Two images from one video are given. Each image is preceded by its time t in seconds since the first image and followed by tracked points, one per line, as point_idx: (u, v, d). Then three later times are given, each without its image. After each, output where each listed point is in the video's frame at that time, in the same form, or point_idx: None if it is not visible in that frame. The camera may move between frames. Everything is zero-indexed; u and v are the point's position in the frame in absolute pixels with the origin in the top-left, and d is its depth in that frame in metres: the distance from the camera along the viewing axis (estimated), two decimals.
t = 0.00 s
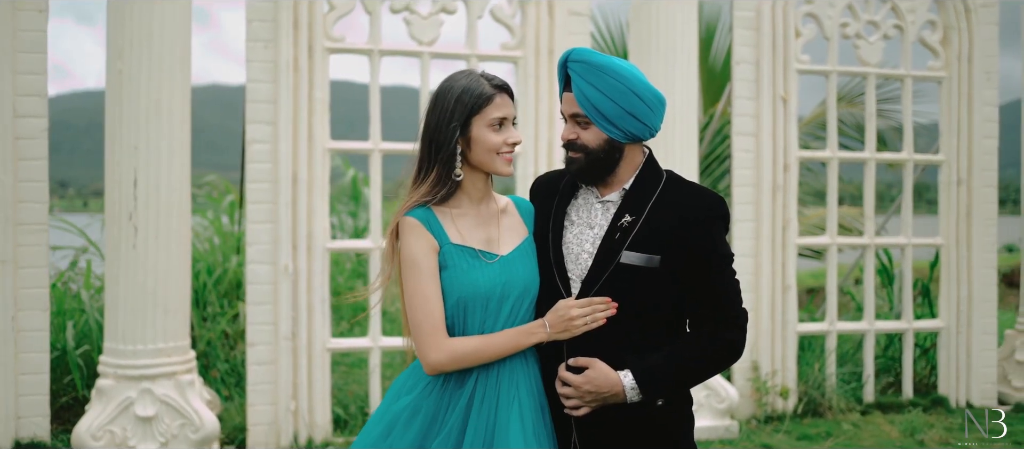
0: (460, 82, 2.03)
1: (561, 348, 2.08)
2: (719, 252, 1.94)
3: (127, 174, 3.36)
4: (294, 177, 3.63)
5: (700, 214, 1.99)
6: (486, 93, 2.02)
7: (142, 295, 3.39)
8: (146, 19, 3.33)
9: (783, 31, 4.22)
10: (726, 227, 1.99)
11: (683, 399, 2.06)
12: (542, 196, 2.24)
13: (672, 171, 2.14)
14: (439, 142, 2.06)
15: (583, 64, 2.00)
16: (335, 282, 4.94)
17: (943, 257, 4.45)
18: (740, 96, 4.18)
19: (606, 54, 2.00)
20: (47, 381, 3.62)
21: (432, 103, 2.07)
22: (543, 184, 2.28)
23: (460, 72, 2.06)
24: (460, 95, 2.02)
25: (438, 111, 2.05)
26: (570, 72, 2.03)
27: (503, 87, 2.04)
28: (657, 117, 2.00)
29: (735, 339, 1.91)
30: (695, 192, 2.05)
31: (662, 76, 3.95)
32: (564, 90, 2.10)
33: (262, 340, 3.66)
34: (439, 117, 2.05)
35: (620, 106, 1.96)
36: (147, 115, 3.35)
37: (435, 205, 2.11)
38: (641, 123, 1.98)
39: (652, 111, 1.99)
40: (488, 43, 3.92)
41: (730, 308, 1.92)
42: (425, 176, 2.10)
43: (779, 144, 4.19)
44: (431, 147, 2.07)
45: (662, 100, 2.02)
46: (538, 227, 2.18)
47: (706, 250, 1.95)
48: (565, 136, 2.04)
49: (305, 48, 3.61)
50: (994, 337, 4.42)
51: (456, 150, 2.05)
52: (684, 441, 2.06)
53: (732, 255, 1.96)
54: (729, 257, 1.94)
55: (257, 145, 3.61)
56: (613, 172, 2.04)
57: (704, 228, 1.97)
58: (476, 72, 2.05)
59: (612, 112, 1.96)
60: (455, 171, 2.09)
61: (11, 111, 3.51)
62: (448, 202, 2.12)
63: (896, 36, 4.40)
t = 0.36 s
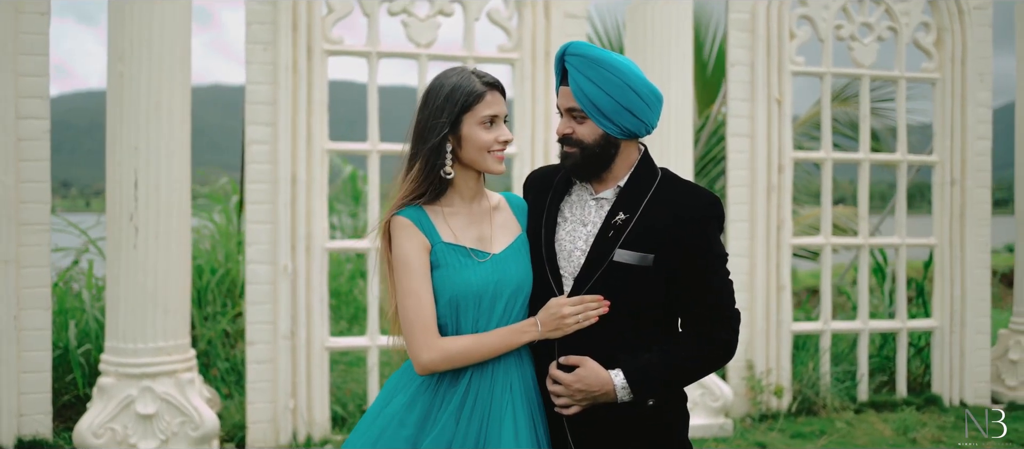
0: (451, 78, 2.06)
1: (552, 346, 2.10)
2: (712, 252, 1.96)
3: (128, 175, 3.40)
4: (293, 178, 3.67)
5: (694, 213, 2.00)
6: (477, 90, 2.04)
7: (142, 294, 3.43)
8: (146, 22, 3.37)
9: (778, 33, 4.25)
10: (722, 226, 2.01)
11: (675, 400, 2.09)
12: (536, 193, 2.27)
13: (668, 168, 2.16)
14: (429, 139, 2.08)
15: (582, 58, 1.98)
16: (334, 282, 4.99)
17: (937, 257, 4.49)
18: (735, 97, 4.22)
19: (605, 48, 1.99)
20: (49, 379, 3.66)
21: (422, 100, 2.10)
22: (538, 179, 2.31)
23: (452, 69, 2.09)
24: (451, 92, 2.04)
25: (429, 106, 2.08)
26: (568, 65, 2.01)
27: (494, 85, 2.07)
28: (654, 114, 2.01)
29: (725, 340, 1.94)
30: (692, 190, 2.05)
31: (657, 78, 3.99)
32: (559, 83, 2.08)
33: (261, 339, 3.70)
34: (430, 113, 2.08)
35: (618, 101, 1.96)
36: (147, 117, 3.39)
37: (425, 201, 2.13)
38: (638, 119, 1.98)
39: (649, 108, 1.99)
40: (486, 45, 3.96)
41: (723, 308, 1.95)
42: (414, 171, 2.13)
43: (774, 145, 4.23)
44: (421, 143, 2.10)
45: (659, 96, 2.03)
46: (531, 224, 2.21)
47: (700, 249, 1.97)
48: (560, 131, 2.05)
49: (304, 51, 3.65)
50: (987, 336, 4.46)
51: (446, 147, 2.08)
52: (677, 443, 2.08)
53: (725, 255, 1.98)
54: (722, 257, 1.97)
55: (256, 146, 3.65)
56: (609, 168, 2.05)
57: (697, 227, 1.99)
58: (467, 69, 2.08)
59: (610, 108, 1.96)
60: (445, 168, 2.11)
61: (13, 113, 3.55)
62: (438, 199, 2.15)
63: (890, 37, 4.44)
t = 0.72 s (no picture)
0: (446, 74, 2.08)
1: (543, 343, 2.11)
2: (706, 251, 1.92)
3: (131, 174, 3.45)
4: (294, 177, 3.72)
5: (689, 211, 1.97)
6: (471, 85, 2.06)
7: (144, 292, 3.48)
8: (149, 23, 3.42)
9: (774, 34, 4.29)
10: (717, 225, 1.98)
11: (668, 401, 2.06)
12: (531, 189, 2.27)
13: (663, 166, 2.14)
14: (422, 133, 2.11)
15: (576, 54, 1.97)
16: (335, 280, 5.04)
17: (932, 256, 4.53)
18: (731, 97, 4.26)
19: (599, 45, 1.97)
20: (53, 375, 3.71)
21: (416, 94, 2.13)
22: (534, 174, 2.31)
23: (447, 64, 2.11)
24: (444, 86, 2.07)
25: (423, 101, 2.10)
26: (562, 61, 2.00)
27: (488, 81, 2.08)
28: (648, 110, 1.98)
29: (717, 341, 1.90)
30: (687, 188, 2.03)
31: (654, 78, 4.03)
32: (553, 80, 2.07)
33: (261, 336, 3.75)
34: (424, 107, 2.10)
35: (612, 98, 1.94)
36: (149, 117, 3.44)
37: (418, 195, 2.16)
38: (632, 115, 1.96)
39: (643, 105, 1.97)
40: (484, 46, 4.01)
41: (717, 308, 1.91)
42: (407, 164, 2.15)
43: (770, 145, 4.27)
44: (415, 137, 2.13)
45: (654, 93, 2.00)
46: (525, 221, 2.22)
47: (692, 250, 1.94)
48: (554, 127, 2.04)
49: (304, 51, 3.70)
50: (982, 334, 4.50)
51: (439, 142, 2.10)
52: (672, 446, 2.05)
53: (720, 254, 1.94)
54: (717, 257, 1.92)
55: (256, 146, 3.70)
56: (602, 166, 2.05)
57: (691, 225, 1.95)
58: (462, 65, 2.09)
59: (603, 104, 1.94)
60: (438, 163, 2.13)
61: (18, 114, 3.60)
62: (431, 194, 2.18)
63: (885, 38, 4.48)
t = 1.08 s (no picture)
0: (441, 75, 2.10)
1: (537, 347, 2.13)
2: (699, 255, 1.94)
3: (135, 175, 3.50)
4: (296, 178, 3.78)
5: (682, 214, 1.99)
6: (466, 87, 2.08)
7: (148, 291, 3.53)
8: (153, 26, 3.47)
9: (771, 36, 4.34)
10: (711, 230, 1.99)
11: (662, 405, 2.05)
12: (528, 191, 2.27)
13: (659, 169, 2.14)
14: (417, 136, 2.13)
15: (569, 57, 2.00)
16: (337, 280, 5.09)
17: (928, 256, 4.57)
18: (728, 99, 4.30)
19: (592, 47, 2.01)
20: (58, 373, 3.77)
21: (411, 96, 2.15)
22: (531, 176, 2.31)
23: (443, 66, 2.13)
24: (440, 88, 2.09)
25: (418, 102, 2.12)
26: (556, 64, 2.03)
27: (483, 83, 2.11)
28: (642, 113, 2.02)
29: (710, 345, 1.92)
30: (681, 193, 2.03)
31: (651, 81, 4.07)
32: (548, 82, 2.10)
33: (263, 335, 3.79)
34: (419, 109, 2.12)
35: (606, 101, 1.97)
36: (153, 119, 3.49)
37: (413, 197, 2.19)
38: (626, 118, 1.99)
39: (636, 107, 2.00)
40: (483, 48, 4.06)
41: (711, 312, 1.92)
42: (403, 166, 2.18)
43: (767, 146, 4.32)
44: (410, 138, 2.15)
45: (648, 95, 2.03)
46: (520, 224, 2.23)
47: (684, 255, 1.95)
48: (548, 130, 2.07)
49: (306, 54, 3.75)
50: (978, 334, 4.53)
51: (434, 145, 2.13)
52: None
53: (713, 258, 1.96)
54: (710, 260, 1.94)
55: (258, 148, 3.75)
56: (596, 169, 2.06)
57: (685, 229, 1.97)
58: (457, 67, 2.12)
59: (596, 106, 1.97)
60: (433, 166, 2.17)
61: (25, 115, 3.66)
62: (427, 196, 2.21)
63: (882, 40, 4.52)
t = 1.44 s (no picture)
0: (436, 83, 2.06)
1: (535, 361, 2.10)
2: (699, 265, 1.90)
3: (142, 178, 3.56)
4: (300, 181, 3.83)
5: (682, 223, 1.95)
6: (460, 95, 2.05)
7: (155, 292, 3.58)
8: (158, 32, 3.53)
9: (770, 40, 4.38)
10: (712, 239, 1.96)
11: (659, 422, 2.01)
12: (527, 202, 2.24)
13: (659, 180, 2.11)
14: (411, 145, 2.09)
15: (564, 67, 1.97)
16: (341, 281, 5.15)
17: (927, 257, 4.60)
18: (728, 102, 4.34)
19: (587, 56, 1.97)
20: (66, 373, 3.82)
21: (406, 105, 2.11)
22: (532, 187, 2.28)
23: (437, 73, 2.09)
24: (434, 96, 2.05)
25: (413, 111, 2.08)
26: (551, 74, 2.00)
27: (478, 90, 2.07)
28: (640, 123, 1.98)
29: (710, 356, 1.86)
30: (680, 203, 2.00)
31: (651, 84, 4.11)
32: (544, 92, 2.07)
33: (268, 336, 3.84)
34: (414, 117, 2.09)
35: (602, 111, 1.93)
36: (159, 122, 3.54)
37: (408, 206, 2.16)
38: (623, 128, 1.95)
39: (634, 117, 1.96)
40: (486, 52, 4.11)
41: (711, 322, 1.87)
42: (398, 175, 2.14)
43: (766, 148, 4.35)
44: (405, 147, 2.11)
45: (646, 106, 1.99)
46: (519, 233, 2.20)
47: (683, 265, 1.91)
48: (545, 139, 2.03)
49: (310, 58, 3.80)
50: (977, 334, 4.57)
51: (428, 154, 2.10)
52: None
53: (714, 267, 1.91)
54: (710, 270, 1.90)
55: (263, 151, 3.80)
56: (595, 179, 2.02)
57: (684, 238, 1.93)
58: (451, 74, 2.08)
59: (592, 117, 1.93)
60: (428, 175, 2.13)
61: (33, 119, 3.71)
62: (422, 204, 2.17)
63: (880, 43, 4.56)
